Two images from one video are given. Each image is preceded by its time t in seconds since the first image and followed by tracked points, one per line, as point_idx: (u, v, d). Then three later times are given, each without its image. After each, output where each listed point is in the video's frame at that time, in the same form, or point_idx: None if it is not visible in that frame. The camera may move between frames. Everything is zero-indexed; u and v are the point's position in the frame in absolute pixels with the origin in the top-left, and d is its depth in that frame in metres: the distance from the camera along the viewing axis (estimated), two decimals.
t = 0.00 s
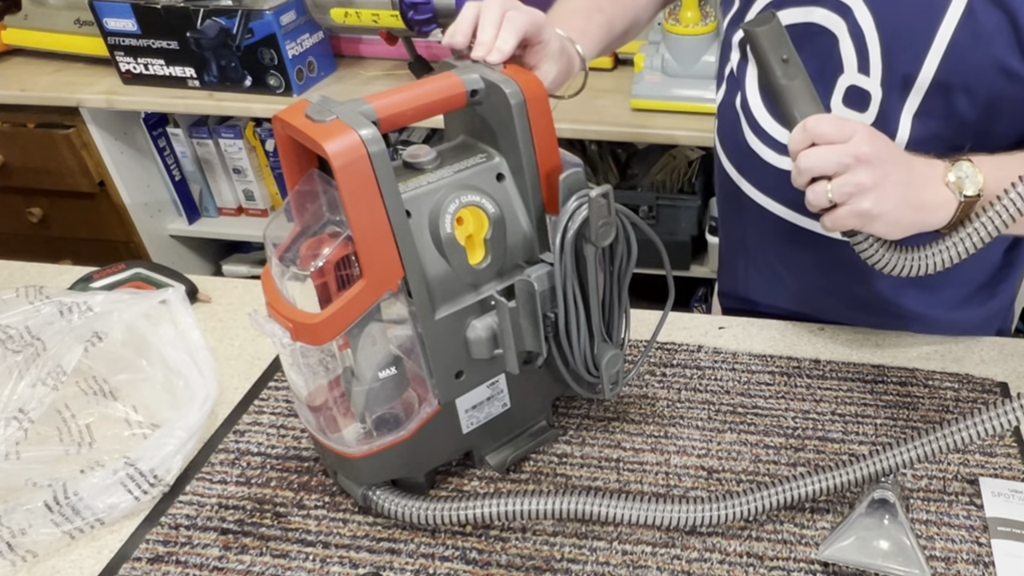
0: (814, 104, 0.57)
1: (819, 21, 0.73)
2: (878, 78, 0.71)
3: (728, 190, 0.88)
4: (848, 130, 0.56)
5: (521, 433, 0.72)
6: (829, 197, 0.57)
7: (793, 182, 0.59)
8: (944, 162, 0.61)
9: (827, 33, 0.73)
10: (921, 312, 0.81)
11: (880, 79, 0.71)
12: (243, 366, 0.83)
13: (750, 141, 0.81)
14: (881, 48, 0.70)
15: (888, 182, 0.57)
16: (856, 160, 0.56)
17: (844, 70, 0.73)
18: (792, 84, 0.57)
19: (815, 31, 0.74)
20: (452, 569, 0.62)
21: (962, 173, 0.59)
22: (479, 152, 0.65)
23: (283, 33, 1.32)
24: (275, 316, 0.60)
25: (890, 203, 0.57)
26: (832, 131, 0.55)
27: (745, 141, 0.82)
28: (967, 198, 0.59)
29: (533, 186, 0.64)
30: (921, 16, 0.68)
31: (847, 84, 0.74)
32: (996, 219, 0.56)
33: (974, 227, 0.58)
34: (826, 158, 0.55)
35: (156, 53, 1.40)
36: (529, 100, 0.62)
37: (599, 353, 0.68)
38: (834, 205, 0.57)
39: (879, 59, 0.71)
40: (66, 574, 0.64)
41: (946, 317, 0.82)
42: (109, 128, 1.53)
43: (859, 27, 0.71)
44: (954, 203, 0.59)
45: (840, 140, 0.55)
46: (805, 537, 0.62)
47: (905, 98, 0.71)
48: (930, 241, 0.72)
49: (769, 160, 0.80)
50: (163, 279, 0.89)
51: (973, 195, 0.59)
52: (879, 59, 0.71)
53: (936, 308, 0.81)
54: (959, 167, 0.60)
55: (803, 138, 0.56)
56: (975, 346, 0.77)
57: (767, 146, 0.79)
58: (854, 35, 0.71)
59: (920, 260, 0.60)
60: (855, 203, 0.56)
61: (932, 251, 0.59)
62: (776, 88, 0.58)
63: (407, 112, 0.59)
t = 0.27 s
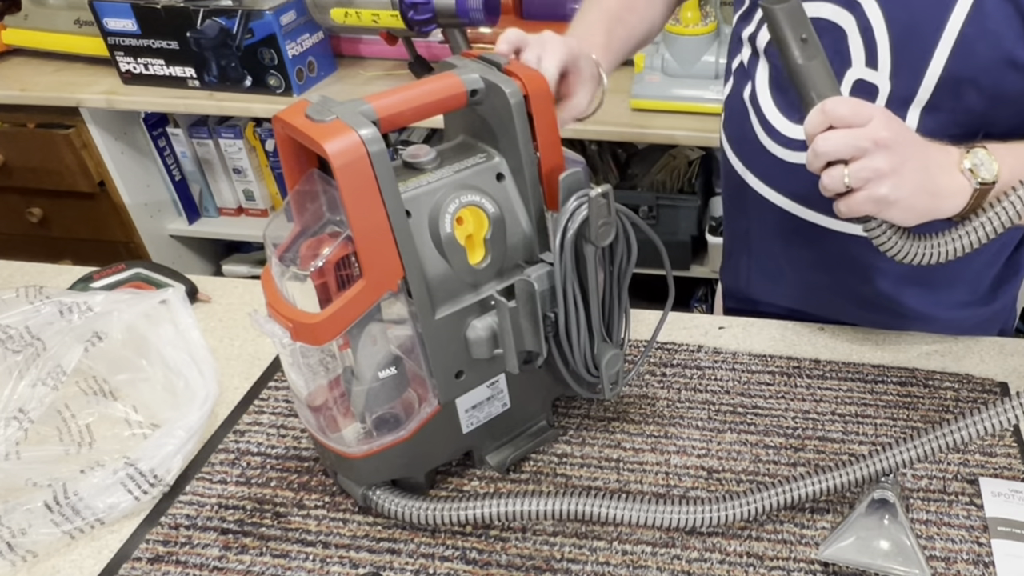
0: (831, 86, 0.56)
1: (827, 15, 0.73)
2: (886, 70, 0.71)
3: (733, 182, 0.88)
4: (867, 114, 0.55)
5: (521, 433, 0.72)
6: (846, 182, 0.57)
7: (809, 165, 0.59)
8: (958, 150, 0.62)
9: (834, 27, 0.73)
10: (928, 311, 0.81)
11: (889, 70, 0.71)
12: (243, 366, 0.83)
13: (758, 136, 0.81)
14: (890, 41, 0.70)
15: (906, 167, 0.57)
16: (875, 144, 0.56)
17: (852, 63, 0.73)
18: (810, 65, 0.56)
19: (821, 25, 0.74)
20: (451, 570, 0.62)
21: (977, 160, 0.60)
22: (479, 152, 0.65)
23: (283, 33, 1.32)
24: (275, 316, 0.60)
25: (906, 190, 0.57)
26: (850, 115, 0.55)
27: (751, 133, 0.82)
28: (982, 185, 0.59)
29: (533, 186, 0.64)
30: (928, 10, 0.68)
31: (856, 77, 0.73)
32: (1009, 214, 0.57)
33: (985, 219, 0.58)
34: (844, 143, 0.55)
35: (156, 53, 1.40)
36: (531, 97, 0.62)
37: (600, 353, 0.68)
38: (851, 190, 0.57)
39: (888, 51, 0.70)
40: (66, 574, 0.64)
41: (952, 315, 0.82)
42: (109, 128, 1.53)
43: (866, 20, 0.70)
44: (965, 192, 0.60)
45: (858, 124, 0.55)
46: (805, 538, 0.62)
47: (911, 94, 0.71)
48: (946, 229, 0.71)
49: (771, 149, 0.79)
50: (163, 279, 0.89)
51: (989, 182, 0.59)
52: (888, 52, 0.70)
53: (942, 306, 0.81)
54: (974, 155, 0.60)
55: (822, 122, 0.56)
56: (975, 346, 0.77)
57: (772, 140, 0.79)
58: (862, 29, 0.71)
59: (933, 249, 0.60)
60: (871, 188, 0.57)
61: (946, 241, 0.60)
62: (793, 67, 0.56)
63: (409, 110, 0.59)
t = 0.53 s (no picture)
0: (836, 88, 0.55)
1: (827, 15, 0.72)
2: (886, 70, 0.71)
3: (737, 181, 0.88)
4: (870, 118, 0.55)
5: (521, 433, 0.72)
6: (850, 186, 0.57)
7: (813, 169, 0.59)
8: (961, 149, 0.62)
9: (834, 26, 0.72)
10: (932, 313, 0.80)
11: (888, 70, 0.71)
12: (243, 366, 0.83)
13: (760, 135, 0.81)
14: (889, 41, 0.70)
15: (910, 171, 0.57)
16: (879, 150, 0.56)
17: (852, 63, 0.73)
18: (815, 69, 0.54)
19: (822, 24, 0.73)
20: (452, 569, 0.62)
21: (980, 160, 0.60)
22: (479, 151, 0.65)
23: (283, 33, 1.32)
24: (275, 316, 0.60)
25: (910, 194, 0.57)
26: (855, 119, 0.55)
27: (754, 134, 0.82)
28: (987, 186, 0.60)
29: (533, 186, 0.64)
30: (927, 10, 0.68)
31: (855, 77, 0.73)
32: (1012, 218, 0.59)
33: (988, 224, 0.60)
34: (849, 149, 0.55)
35: (156, 53, 1.40)
36: (529, 96, 0.62)
37: (599, 353, 0.68)
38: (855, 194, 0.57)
39: (887, 51, 0.70)
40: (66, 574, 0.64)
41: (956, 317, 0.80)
42: (109, 128, 1.53)
43: (866, 20, 0.70)
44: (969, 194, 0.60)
45: (863, 129, 0.55)
46: (805, 538, 0.62)
47: (911, 93, 0.71)
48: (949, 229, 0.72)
49: (773, 148, 0.79)
50: (163, 279, 0.89)
51: (994, 184, 0.59)
52: (887, 51, 0.70)
53: (948, 307, 0.80)
54: (977, 154, 0.60)
55: (826, 126, 0.55)
56: (974, 346, 0.77)
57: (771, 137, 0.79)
58: (862, 29, 0.71)
59: (936, 251, 0.61)
60: (876, 193, 0.57)
61: (947, 243, 0.61)
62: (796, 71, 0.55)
63: (407, 108, 0.59)
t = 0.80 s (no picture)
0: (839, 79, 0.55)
1: (828, 13, 0.73)
2: (888, 67, 0.71)
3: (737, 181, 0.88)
4: (872, 107, 0.55)
5: (521, 433, 0.72)
6: (851, 175, 0.57)
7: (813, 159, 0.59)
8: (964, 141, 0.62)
9: (835, 23, 0.72)
10: (934, 312, 0.80)
11: (890, 68, 0.71)
12: (243, 366, 0.83)
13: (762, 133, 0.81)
14: (892, 38, 0.70)
15: (911, 161, 0.57)
16: (880, 139, 0.56)
17: (854, 60, 0.73)
18: (817, 57, 0.55)
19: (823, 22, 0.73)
20: (452, 569, 0.62)
21: (981, 151, 0.60)
22: (479, 151, 0.65)
23: (283, 33, 1.32)
24: (275, 316, 0.60)
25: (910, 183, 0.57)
26: (856, 107, 0.54)
27: (756, 133, 0.82)
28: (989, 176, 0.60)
29: (534, 186, 0.64)
30: (929, 7, 0.68)
31: (857, 74, 0.73)
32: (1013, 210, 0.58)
33: (987, 215, 0.60)
34: (850, 137, 0.55)
35: (156, 53, 1.40)
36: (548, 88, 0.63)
37: (600, 353, 0.68)
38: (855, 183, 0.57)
39: (890, 48, 0.70)
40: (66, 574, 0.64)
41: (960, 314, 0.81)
42: (109, 128, 1.53)
43: (868, 16, 0.70)
44: (971, 185, 0.60)
45: (864, 117, 0.55)
46: (805, 537, 0.62)
47: (914, 90, 0.71)
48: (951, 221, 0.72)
49: (775, 146, 0.79)
50: (163, 279, 0.89)
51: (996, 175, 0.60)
52: (890, 48, 0.70)
53: (949, 307, 0.80)
54: (977, 145, 0.61)
55: (828, 115, 0.55)
56: (974, 346, 0.77)
57: (773, 135, 0.79)
58: (864, 26, 0.71)
59: (936, 243, 0.60)
60: (877, 182, 0.57)
61: (948, 235, 0.60)
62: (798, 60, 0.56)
63: (410, 108, 0.59)
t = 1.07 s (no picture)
0: (856, 82, 0.53)
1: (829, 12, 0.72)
2: (890, 66, 0.71)
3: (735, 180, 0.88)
4: (892, 113, 0.55)
5: (521, 433, 0.72)
6: (871, 181, 0.56)
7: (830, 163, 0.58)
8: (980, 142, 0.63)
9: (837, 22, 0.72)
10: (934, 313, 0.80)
11: (892, 67, 0.71)
12: (243, 366, 0.83)
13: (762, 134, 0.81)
14: (893, 37, 0.70)
15: (930, 169, 0.57)
16: (901, 146, 0.55)
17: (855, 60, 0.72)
18: (833, 63, 0.52)
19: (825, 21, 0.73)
20: (452, 570, 0.62)
21: (1000, 154, 0.61)
22: (479, 151, 0.65)
23: (283, 33, 1.32)
24: (275, 316, 0.60)
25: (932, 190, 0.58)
26: (877, 114, 0.54)
27: (758, 134, 0.82)
28: (1008, 178, 0.61)
29: (534, 186, 0.64)
30: (931, 7, 0.68)
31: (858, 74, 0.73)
32: None
33: (1000, 222, 0.60)
34: (870, 143, 0.55)
35: (156, 53, 1.40)
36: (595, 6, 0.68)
37: (599, 353, 0.68)
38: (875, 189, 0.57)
39: (891, 47, 0.70)
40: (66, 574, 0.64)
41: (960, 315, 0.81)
42: (109, 128, 1.53)
43: (869, 16, 0.70)
44: (989, 187, 0.61)
45: (885, 123, 0.54)
46: (805, 537, 0.62)
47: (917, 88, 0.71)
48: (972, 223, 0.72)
49: (777, 145, 0.80)
50: (163, 279, 0.89)
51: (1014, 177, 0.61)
52: (891, 47, 0.70)
53: (948, 306, 0.80)
54: (995, 148, 0.61)
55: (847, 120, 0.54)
56: (974, 346, 0.77)
57: (772, 135, 0.80)
58: (865, 25, 0.71)
59: (955, 247, 0.60)
60: (899, 189, 0.57)
61: (968, 239, 0.60)
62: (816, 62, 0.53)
63: (409, 110, 0.59)
